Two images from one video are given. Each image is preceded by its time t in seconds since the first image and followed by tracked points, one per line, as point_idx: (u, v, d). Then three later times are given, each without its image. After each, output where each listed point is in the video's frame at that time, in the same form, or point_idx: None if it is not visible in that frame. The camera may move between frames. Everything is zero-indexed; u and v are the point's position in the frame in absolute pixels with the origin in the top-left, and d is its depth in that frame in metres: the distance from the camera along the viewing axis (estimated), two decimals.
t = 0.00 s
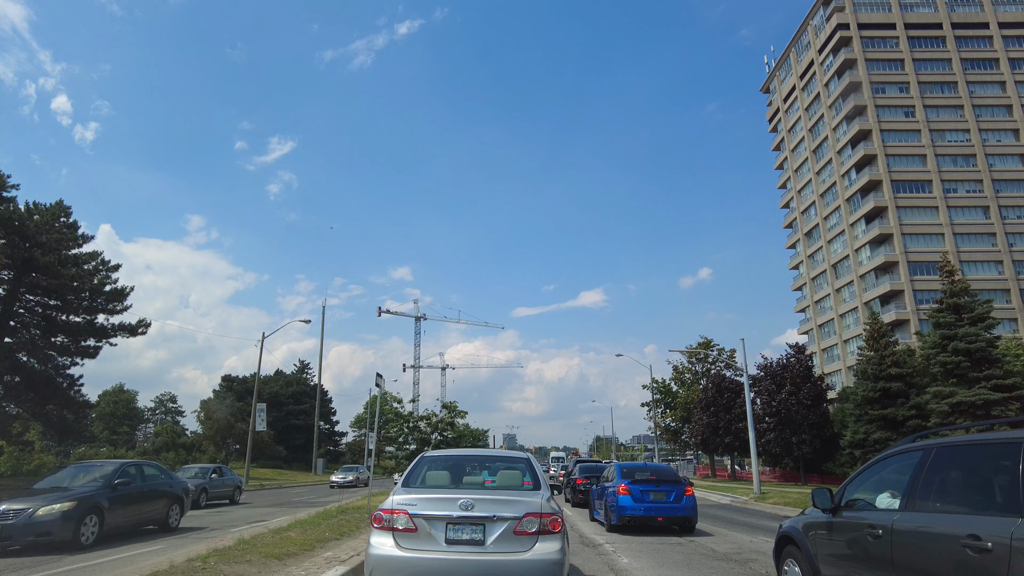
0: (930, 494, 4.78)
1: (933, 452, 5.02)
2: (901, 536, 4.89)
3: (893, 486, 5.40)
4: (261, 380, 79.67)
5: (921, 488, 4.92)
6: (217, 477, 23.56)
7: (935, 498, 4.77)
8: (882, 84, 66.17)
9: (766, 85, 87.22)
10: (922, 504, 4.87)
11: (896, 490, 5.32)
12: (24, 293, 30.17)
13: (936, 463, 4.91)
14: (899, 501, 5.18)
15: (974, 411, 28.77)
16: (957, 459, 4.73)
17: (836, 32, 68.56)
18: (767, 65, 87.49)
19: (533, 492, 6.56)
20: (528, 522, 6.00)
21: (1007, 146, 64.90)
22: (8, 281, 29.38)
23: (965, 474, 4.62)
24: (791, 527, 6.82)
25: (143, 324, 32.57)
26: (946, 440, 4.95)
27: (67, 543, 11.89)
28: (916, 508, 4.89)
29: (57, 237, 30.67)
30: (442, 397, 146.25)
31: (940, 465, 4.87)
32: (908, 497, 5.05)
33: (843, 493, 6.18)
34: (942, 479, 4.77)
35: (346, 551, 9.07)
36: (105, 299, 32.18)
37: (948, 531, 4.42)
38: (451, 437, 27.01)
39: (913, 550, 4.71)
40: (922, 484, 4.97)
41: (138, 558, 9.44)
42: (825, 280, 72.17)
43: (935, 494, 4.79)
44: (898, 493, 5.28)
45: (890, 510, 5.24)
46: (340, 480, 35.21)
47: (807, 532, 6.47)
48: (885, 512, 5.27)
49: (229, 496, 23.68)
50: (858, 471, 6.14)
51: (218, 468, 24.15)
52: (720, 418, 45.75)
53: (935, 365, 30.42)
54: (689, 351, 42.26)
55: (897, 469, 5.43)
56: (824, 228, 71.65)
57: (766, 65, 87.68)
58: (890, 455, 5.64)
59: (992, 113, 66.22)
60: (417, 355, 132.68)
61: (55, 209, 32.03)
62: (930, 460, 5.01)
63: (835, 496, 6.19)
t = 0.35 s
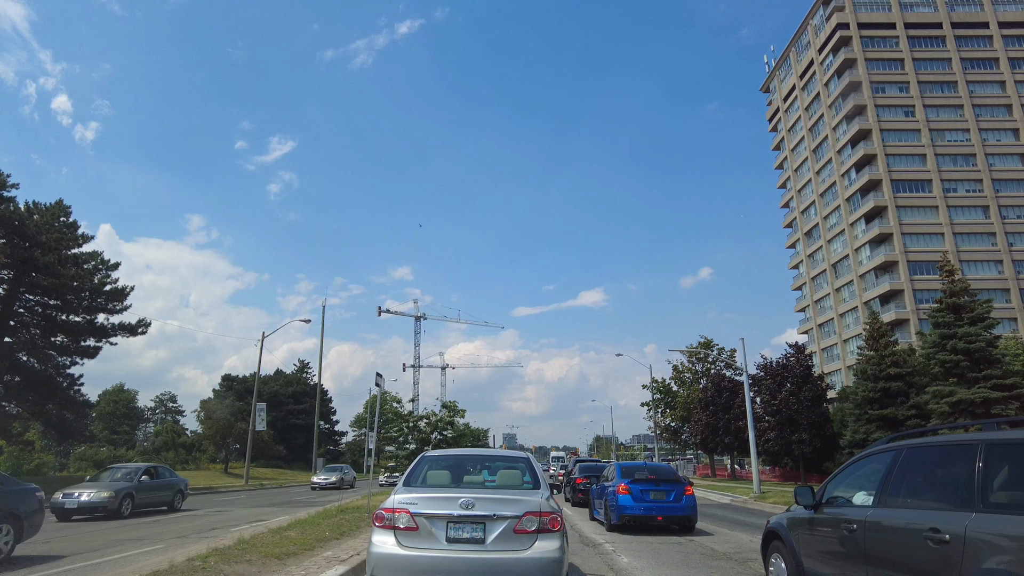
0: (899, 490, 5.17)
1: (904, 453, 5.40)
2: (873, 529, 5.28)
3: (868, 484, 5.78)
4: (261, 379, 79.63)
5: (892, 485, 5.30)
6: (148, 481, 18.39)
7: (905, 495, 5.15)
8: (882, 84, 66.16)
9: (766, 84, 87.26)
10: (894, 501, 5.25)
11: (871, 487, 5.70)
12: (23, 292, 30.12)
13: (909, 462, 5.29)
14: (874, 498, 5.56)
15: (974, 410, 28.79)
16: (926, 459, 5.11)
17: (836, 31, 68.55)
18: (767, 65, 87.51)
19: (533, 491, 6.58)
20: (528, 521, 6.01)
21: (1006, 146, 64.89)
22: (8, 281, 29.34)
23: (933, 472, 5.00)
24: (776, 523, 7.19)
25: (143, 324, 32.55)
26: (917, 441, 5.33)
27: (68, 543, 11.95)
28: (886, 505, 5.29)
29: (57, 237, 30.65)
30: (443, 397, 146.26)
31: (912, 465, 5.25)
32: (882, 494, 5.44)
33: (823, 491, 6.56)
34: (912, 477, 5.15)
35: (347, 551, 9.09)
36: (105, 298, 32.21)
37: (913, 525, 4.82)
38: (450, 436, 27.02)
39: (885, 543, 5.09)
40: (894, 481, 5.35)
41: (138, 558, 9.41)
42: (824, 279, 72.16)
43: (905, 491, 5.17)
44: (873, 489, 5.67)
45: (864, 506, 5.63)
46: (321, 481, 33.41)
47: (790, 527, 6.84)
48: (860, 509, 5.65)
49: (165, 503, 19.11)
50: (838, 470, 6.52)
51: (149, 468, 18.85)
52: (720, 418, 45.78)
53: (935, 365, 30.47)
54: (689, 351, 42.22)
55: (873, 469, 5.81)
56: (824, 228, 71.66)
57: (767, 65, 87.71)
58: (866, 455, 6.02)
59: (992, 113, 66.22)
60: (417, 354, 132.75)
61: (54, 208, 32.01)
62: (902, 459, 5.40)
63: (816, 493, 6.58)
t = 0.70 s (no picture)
0: (877, 489, 5.47)
1: (884, 453, 5.71)
2: (853, 526, 5.58)
3: (851, 483, 6.08)
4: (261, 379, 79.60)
5: (872, 484, 5.60)
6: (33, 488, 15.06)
7: (884, 493, 5.44)
8: (882, 83, 66.06)
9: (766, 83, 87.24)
10: (873, 499, 5.55)
11: (853, 486, 6.00)
12: (22, 291, 30.05)
13: (887, 462, 5.58)
14: (855, 496, 5.87)
15: (975, 409, 28.71)
16: (902, 460, 5.39)
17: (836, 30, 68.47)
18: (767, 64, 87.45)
19: (532, 490, 6.54)
20: (527, 520, 5.96)
21: (1007, 144, 64.80)
22: (6, 280, 29.24)
23: (908, 471, 5.29)
24: (766, 520, 7.51)
25: (142, 322, 32.47)
26: (896, 442, 5.62)
27: (64, 543, 11.88)
28: (866, 504, 5.58)
29: (55, 235, 30.59)
30: (443, 396, 146.31)
31: (890, 464, 5.54)
32: (862, 493, 5.75)
33: (810, 489, 6.86)
34: (890, 477, 5.44)
35: (345, 551, 9.02)
36: (104, 297, 32.19)
37: (888, 521, 5.11)
38: (450, 436, 26.96)
39: (861, 538, 5.41)
40: (875, 482, 5.65)
41: (134, 559, 9.34)
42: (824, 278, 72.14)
43: (884, 490, 5.46)
44: (855, 488, 5.97)
45: (846, 504, 5.94)
46: (297, 482, 31.02)
47: (779, 524, 7.16)
48: (842, 507, 5.96)
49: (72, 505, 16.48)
50: (824, 469, 6.82)
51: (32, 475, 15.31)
52: (720, 416, 45.75)
53: (935, 363, 30.45)
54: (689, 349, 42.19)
55: (856, 468, 6.11)
56: (823, 227, 71.62)
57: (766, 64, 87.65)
58: (851, 455, 6.32)
59: (992, 111, 66.14)
60: (417, 354, 132.81)
61: (53, 207, 31.97)
62: (881, 459, 5.70)
63: (802, 491, 6.88)
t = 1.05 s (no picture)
0: (865, 488, 5.88)
1: (871, 453, 6.15)
2: (842, 523, 6.00)
3: (840, 482, 6.51)
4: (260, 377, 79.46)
5: (860, 483, 6.01)
6: None
7: (872, 491, 5.86)
8: (882, 81, 65.96)
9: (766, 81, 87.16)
10: (860, 497, 5.97)
11: (842, 484, 6.42)
12: (20, 289, 29.95)
13: (875, 462, 6.01)
14: (844, 494, 6.30)
15: (977, 407, 28.64)
16: (889, 459, 5.82)
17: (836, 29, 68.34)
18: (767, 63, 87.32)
19: (532, 488, 6.44)
20: (527, 517, 5.86)
21: (1007, 143, 64.66)
22: (4, 278, 29.14)
23: (893, 471, 5.71)
24: (760, 517, 7.88)
25: (141, 320, 32.39)
26: (882, 443, 6.06)
27: (61, 542, 11.79)
28: (854, 501, 6.00)
29: (53, 233, 30.50)
30: (443, 394, 146.28)
31: (877, 465, 5.96)
32: (849, 491, 6.18)
33: (801, 487, 7.26)
34: (878, 476, 5.86)
35: (343, 550, 8.92)
36: (102, 295, 32.14)
37: (876, 516, 5.52)
38: (450, 434, 26.85)
39: (852, 533, 5.80)
40: (862, 480, 6.08)
41: (130, 558, 9.25)
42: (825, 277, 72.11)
43: (872, 488, 5.87)
44: (844, 486, 6.40)
45: (836, 501, 6.36)
46: (271, 483, 27.82)
47: (773, 520, 7.56)
48: (832, 504, 6.38)
49: None
50: (815, 468, 7.24)
51: None
52: (720, 415, 45.67)
53: (937, 361, 30.40)
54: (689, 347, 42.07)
55: (845, 467, 6.54)
56: (823, 226, 71.56)
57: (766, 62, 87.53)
58: (840, 455, 6.75)
59: (992, 110, 66.01)
60: (417, 352, 132.74)
61: (51, 205, 31.88)
62: (868, 459, 6.13)
63: (794, 489, 7.29)
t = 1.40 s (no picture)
0: (857, 485, 5.78)
1: (862, 451, 6.06)
2: (833, 520, 5.91)
3: (832, 480, 6.40)
4: (260, 376, 79.31)
5: (852, 481, 5.91)
6: None
7: (863, 489, 5.76)
8: (882, 78, 65.75)
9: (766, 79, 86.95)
10: (852, 495, 5.89)
11: (834, 482, 6.33)
12: (18, 287, 29.76)
13: (866, 460, 5.90)
14: (836, 492, 6.20)
15: (980, 405, 28.46)
16: (880, 457, 5.73)
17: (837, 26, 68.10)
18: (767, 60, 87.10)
19: (532, 486, 6.29)
20: (527, 516, 5.70)
21: (1008, 140, 64.44)
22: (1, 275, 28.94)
23: (886, 468, 5.61)
24: (755, 515, 7.74)
25: (139, 319, 32.22)
26: (874, 440, 5.97)
27: (54, 542, 11.61)
28: (846, 499, 5.89)
29: (51, 231, 30.33)
30: (443, 393, 146.21)
31: (869, 462, 5.86)
32: (841, 489, 6.08)
33: (795, 485, 7.13)
34: (869, 473, 5.77)
35: (339, 551, 8.75)
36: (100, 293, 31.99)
37: (867, 514, 5.42)
38: (450, 432, 26.71)
39: (844, 530, 5.70)
40: (853, 479, 5.99)
41: (124, 559, 9.10)
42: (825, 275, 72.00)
43: (864, 486, 5.77)
44: (836, 484, 6.29)
45: (828, 499, 6.25)
46: (236, 486, 25.13)
47: (766, 518, 7.45)
48: (824, 501, 6.26)
49: None
50: (807, 466, 7.13)
51: None
52: (721, 414, 45.54)
53: (939, 359, 30.27)
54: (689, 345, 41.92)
55: (837, 465, 6.44)
56: (823, 224, 71.42)
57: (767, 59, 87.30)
58: (832, 453, 6.64)
59: (993, 107, 65.80)
60: (417, 350, 132.65)
61: (49, 202, 31.70)
62: (860, 457, 6.02)
63: (787, 487, 7.15)
